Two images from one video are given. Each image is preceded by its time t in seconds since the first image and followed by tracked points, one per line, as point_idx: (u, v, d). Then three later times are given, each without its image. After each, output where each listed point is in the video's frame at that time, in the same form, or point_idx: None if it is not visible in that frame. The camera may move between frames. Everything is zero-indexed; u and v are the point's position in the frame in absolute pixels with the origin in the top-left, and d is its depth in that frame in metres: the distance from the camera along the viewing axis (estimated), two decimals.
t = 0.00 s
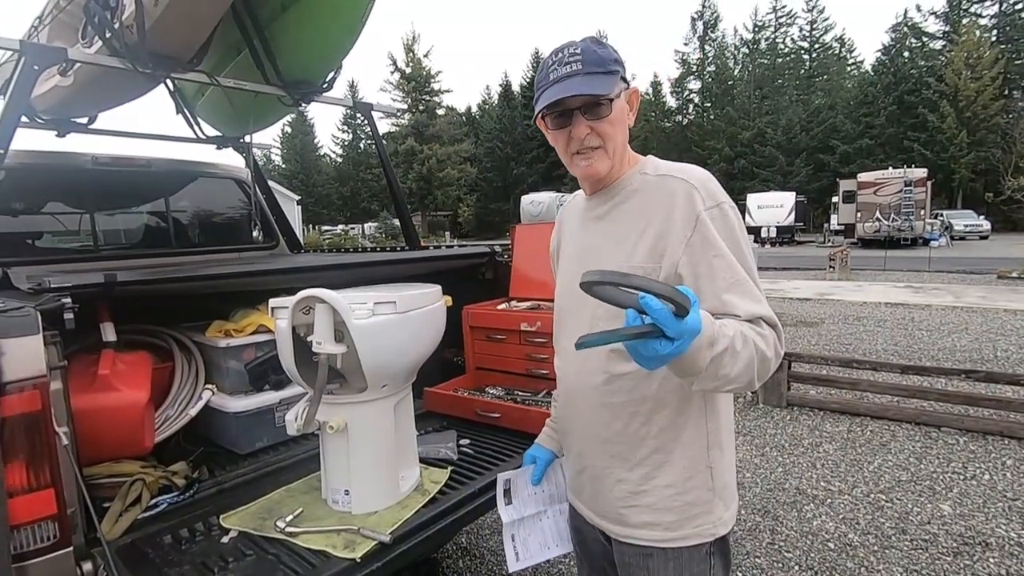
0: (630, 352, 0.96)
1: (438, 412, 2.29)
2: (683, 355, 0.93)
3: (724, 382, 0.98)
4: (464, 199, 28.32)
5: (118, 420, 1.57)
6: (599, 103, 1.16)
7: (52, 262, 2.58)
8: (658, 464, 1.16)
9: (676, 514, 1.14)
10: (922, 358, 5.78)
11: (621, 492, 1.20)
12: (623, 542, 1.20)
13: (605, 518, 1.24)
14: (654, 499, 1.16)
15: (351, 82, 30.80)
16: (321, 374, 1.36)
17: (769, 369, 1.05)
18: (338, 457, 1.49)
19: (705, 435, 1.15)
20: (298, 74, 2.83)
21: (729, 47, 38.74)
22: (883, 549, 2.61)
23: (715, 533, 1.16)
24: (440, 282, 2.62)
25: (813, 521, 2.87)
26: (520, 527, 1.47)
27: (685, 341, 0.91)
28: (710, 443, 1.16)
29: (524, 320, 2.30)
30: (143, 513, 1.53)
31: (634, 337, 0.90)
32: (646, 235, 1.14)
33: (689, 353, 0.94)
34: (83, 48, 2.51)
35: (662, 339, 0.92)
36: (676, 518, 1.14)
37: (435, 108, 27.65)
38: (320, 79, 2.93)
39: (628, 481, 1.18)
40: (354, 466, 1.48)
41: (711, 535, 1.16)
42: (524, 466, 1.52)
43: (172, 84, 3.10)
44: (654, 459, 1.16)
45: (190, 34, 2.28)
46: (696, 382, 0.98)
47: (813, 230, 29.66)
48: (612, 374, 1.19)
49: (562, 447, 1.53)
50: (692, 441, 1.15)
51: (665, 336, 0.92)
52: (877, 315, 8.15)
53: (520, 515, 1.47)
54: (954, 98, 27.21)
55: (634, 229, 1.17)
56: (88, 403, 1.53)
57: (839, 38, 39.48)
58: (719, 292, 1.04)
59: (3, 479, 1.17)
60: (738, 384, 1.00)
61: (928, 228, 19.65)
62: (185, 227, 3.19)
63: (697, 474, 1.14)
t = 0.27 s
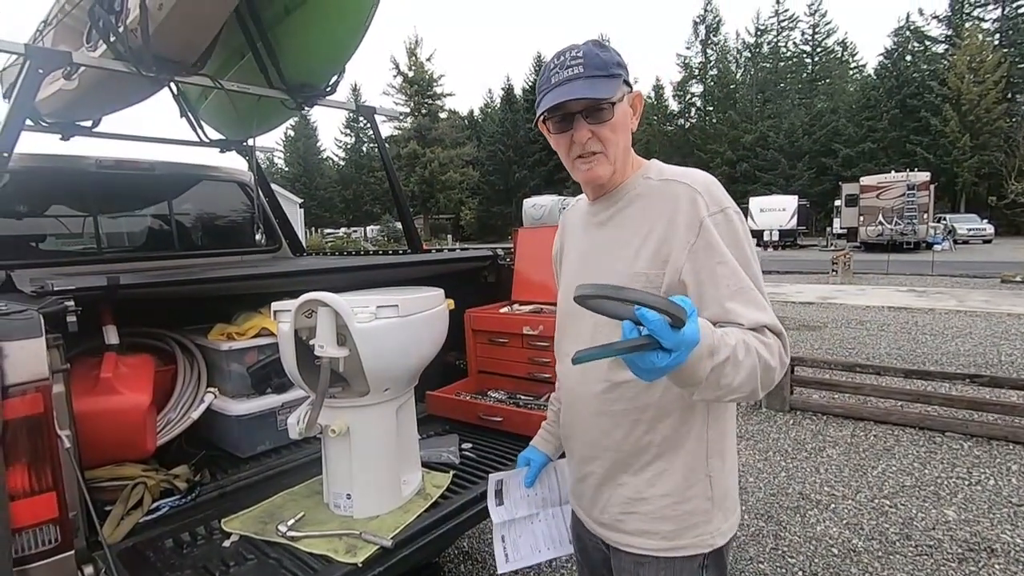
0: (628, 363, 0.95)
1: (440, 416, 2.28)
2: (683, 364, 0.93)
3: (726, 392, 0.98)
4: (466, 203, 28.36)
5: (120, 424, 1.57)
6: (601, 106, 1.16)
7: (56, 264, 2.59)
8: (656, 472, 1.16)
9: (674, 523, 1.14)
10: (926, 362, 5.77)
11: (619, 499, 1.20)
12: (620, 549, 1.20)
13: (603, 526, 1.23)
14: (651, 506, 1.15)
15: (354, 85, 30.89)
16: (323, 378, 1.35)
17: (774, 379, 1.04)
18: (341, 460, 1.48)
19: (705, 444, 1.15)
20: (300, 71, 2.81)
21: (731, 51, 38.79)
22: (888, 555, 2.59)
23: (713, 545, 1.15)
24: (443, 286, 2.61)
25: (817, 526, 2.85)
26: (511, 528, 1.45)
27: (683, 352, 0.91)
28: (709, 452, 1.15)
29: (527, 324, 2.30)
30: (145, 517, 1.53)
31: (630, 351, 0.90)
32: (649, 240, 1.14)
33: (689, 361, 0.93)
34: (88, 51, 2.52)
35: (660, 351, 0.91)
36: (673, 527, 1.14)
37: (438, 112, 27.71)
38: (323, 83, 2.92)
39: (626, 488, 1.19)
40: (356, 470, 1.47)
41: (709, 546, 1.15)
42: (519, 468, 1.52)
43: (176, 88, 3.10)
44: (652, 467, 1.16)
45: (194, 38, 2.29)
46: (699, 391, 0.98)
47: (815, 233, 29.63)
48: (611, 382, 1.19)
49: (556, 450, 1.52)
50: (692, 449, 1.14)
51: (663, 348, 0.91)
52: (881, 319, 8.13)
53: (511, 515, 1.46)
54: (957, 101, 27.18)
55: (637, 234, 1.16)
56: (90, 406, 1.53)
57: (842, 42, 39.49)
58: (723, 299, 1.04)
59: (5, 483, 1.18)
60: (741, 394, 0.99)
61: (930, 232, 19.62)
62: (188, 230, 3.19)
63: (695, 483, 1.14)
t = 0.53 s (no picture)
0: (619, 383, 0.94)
1: (441, 418, 2.28)
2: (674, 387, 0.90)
3: (729, 411, 0.96)
4: (467, 205, 28.38)
5: (121, 425, 1.56)
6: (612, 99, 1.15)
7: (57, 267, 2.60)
8: (656, 490, 1.14)
9: (673, 546, 1.12)
10: (927, 365, 5.76)
11: (618, 514, 1.20)
12: (618, 565, 1.20)
13: (603, 541, 1.24)
14: (649, 527, 1.15)
15: (355, 88, 30.96)
16: (324, 380, 1.35)
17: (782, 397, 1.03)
18: (341, 463, 1.48)
19: (709, 464, 1.12)
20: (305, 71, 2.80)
21: (732, 53, 38.84)
22: (890, 559, 2.59)
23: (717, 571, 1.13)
24: (443, 288, 2.61)
25: (818, 530, 2.85)
26: (509, 525, 1.47)
27: (673, 375, 0.88)
28: (714, 472, 1.12)
29: (527, 326, 2.30)
30: (145, 519, 1.53)
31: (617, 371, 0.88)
32: (656, 245, 1.13)
33: (683, 382, 0.91)
34: (90, 54, 2.53)
35: (649, 374, 0.89)
36: (672, 550, 1.13)
37: (439, 114, 27.76)
38: (325, 85, 2.93)
39: (626, 504, 1.18)
40: (355, 473, 1.47)
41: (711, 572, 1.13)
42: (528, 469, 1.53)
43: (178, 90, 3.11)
44: (653, 486, 1.15)
45: (196, 41, 2.30)
46: (699, 412, 0.96)
47: (817, 236, 29.62)
48: (611, 392, 1.18)
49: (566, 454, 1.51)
50: (696, 471, 1.12)
51: (652, 370, 0.88)
52: (882, 322, 8.12)
53: (511, 512, 1.47)
54: (958, 104, 27.19)
55: (644, 237, 1.16)
56: (90, 408, 1.53)
57: (842, 44, 39.55)
58: (731, 309, 1.02)
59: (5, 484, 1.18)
60: (746, 413, 0.98)
61: (932, 235, 19.61)
62: (190, 231, 3.20)
63: (699, 506, 1.12)
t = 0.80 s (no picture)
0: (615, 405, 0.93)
1: (442, 420, 2.28)
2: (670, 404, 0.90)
3: (742, 425, 0.95)
4: (468, 206, 28.39)
5: (123, 427, 1.57)
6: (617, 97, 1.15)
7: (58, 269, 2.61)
8: (675, 507, 1.14)
9: (693, 563, 1.13)
10: (928, 366, 5.75)
11: (635, 530, 1.20)
12: None
13: (620, 556, 1.24)
14: (668, 544, 1.15)
15: (356, 90, 31.00)
16: (326, 381, 1.35)
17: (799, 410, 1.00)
18: (342, 465, 1.48)
19: (730, 480, 1.12)
20: (309, 70, 2.79)
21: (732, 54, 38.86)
22: (892, 560, 2.58)
23: None
24: (445, 289, 2.62)
25: (820, 531, 2.84)
26: (534, 536, 1.49)
27: (667, 394, 0.88)
28: (735, 489, 1.12)
29: (529, 327, 2.30)
30: (147, 520, 1.53)
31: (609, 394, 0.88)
32: (666, 246, 1.14)
33: (681, 399, 0.91)
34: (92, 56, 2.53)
35: (643, 394, 0.89)
36: (692, 567, 1.13)
37: (439, 116, 27.78)
38: (325, 87, 2.94)
39: (643, 520, 1.18)
40: (358, 475, 1.47)
41: None
42: (553, 477, 1.53)
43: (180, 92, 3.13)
44: (671, 503, 1.15)
45: (198, 44, 2.31)
46: (709, 429, 0.96)
47: (818, 237, 29.60)
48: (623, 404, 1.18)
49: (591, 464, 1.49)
50: (717, 488, 1.12)
51: (646, 390, 0.88)
52: (883, 323, 8.11)
53: (536, 524, 1.50)
54: (959, 104, 27.18)
55: (654, 238, 1.17)
56: (92, 410, 1.53)
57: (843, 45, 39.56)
58: (744, 313, 1.02)
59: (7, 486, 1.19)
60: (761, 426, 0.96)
61: (933, 235, 19.60)
62: (191, 234, 3.20)
63: (719, 524, 1.11)
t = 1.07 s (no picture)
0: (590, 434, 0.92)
1: (445, 420, 2.28)
2: (619, 396, 0.88)
3: (765, 435, 0.92)
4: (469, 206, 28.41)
5: (126, 426, 1.57)
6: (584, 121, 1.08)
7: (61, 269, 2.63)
8: (696, 516, 1.12)
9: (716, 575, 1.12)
10: (931, 366, 5.74)
11: (654, 538, 1.18)
12: None
13: (639, 563, 1.22)
14: (691, 554, 1.14)
15: (357, 90, 31.04)
16: (329, 380, 1.35)
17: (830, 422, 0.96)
18: (345, 464, 1.48)
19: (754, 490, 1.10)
20: (310, 70, 2.79)
21: (733, 54, 38.85)
22: (895, 560, 2.58)
23: None
24: (447, 289, 2.62)
25: (823, 531, 2.84)
26: (538, 533, 1.47)
27: (601, 381, 0.90)
28: (759, 499, 1.10)
29: (531, 327, 2.30)
30: (151, 519, 1.53)
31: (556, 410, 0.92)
32: (688, 251, 1.08)
33: (634, 390, 0.89)
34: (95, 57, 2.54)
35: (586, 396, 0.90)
36: None
37: (440, 117, 27.82)
38: (328, 87, 2.94)
39: (662, 529, 1.16)
40: (361, 474, 1.47)
41: None
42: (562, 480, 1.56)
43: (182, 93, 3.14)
44: (693, 513, 1.13)
45: (200, 46, 2.31)
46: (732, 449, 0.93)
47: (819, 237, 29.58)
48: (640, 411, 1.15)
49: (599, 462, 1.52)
50: (740, 498, 1.10)
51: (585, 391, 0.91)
52: (885, 322, 8.10)
53: (541, 520, 1.49)
54: (960, 104, 27.14)
55: (674, 242, 1.11)
56: (96, 410, 1.53)
57: (844, 45, 39.54)
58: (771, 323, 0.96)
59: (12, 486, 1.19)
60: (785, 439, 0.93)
61: (934, 235, 19.58)
62: (193, 234, 3.21)
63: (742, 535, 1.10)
